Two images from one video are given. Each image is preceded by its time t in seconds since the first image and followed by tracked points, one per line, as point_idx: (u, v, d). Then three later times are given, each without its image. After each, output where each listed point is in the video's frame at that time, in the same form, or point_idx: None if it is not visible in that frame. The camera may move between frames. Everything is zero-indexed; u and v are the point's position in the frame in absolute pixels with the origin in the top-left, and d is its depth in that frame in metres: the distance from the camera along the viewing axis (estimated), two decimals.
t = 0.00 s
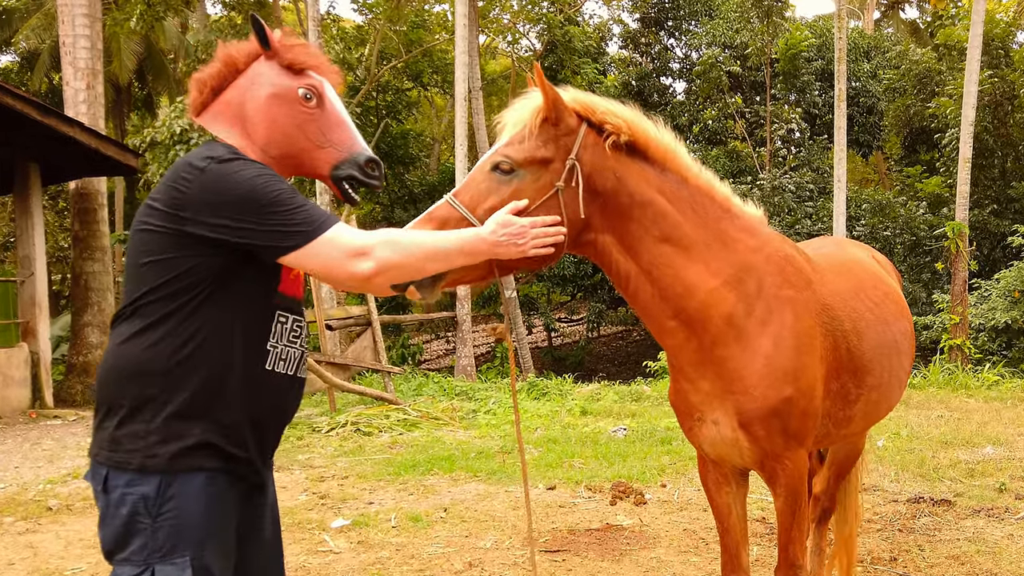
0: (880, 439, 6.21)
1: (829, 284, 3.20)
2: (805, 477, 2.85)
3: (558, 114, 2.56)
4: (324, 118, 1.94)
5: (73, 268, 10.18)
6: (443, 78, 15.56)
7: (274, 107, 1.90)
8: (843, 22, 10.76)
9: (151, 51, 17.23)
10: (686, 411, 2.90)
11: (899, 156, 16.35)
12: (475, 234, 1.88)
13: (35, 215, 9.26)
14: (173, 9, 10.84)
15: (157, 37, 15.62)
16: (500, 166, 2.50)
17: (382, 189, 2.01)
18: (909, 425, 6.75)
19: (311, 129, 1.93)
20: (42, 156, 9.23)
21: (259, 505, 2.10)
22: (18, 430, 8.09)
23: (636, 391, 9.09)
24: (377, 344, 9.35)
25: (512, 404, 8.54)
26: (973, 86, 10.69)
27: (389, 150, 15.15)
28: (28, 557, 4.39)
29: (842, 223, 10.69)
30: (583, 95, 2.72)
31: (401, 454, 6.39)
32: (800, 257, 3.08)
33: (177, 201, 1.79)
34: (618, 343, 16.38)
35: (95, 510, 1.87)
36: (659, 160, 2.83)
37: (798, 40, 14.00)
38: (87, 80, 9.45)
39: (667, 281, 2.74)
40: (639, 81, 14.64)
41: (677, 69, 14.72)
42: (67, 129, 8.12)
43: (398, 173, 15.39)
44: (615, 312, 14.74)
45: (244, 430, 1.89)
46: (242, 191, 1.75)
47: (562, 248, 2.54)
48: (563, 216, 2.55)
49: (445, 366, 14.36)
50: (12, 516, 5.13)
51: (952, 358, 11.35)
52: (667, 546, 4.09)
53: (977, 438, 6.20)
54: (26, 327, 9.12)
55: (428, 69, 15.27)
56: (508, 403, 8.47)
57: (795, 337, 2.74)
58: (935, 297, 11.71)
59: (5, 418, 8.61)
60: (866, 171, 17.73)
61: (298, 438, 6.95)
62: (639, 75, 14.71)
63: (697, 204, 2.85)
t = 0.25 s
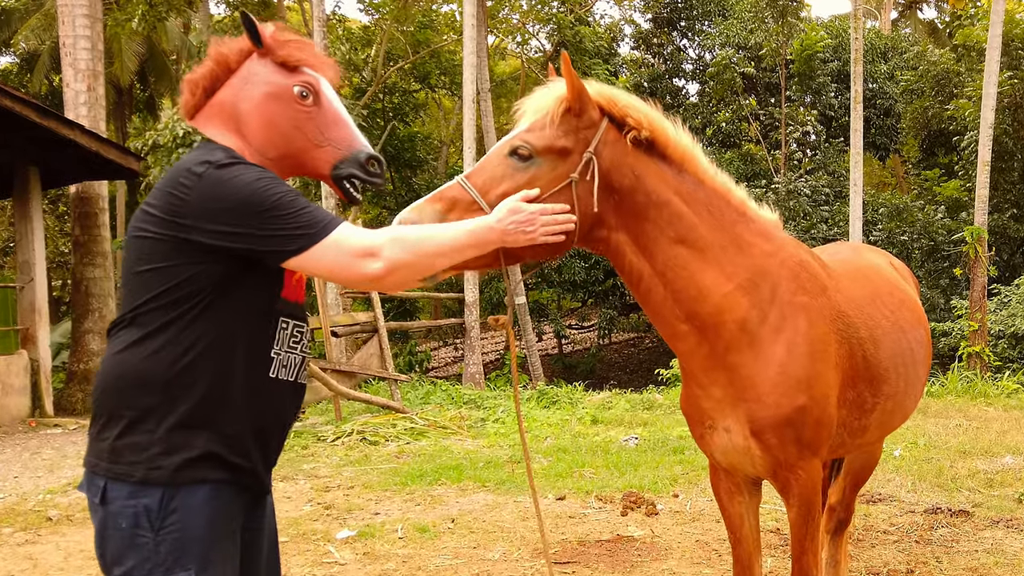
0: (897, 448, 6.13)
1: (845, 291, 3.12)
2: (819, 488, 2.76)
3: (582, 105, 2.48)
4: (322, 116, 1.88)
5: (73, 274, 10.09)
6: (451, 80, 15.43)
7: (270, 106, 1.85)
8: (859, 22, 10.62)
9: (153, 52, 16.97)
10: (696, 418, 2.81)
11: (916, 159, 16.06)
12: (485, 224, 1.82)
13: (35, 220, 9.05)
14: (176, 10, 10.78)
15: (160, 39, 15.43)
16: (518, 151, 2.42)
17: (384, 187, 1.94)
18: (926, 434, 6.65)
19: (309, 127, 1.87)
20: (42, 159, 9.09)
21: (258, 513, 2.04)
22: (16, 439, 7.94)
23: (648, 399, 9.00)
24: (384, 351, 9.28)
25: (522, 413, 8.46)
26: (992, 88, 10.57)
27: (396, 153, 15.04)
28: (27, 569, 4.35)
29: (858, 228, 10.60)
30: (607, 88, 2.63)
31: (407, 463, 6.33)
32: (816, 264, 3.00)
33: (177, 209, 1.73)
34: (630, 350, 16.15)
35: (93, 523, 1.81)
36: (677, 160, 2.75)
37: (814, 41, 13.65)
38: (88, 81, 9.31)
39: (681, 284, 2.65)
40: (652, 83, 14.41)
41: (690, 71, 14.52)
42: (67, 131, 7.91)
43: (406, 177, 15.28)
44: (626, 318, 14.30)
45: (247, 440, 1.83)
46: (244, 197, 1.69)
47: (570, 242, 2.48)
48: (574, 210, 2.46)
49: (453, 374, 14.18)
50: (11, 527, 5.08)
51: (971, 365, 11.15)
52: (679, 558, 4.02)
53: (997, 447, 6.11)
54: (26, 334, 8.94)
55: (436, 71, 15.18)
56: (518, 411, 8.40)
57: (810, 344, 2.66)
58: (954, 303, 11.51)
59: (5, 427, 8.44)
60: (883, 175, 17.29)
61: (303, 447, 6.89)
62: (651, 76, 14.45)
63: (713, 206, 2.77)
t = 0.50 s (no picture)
0: (914, 457, 6.05)
1: (858, 300, 3.04)
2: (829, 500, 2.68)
3: (600, 98, 2.40)
4: (305, 106, 1.84)
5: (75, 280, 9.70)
6: (459, 81, 15.33)
7: (251, 102, 1.80)
8: (876, 22, 10.45)
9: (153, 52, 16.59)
10: (704, 426, 2.74)
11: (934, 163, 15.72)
12: (492, 217, 1.78)
13: (35, 224, 8.69)
14: (177, 10, 10.65)
15: (159, 40, 15.19)
16: (533, 142, 2.34)
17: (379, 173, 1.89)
18: (943, 444, 6.55)
19: (294, 120, 1.83)
20: (42, 163, 8.67)
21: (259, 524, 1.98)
22: (15, 446, 7.61)
23: (659, 408, 8.90)
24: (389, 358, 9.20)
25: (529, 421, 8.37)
26: (1012, 89, 10.43)
27: (402, 156, 14.87)
28: None
29: (875, 233, 10.46)
30: (627, 83, 2.56)
31: (412, 473, 6.26)
32: (828, 271, 2.93)
33: (169, 213, 1.68)
34: (641, 357, 15.98)
35: (88, 536, 1.76)
36: (692, 161, 2.67)
37: (829, 40, 13.06)
38: (88, 82, 8.81)
39: (695, 288, 2.57)
40: (665, 83, 13.86)
41: (703, 72, 13.95)
42: (67, 134, 7.57)
43: (412, 180, 15.13)
44: (637, 325, 14.03)
45: (246, 450, 1.78)
46: (236, 195, 1.64)
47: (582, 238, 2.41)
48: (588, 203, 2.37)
49: (461, 383, 14.03)
50: (8, 538, 4.98)
51: (989, 373, 10.93)
52: (689, 569, 3.96)
53: (1015, 458, 6.01)
54: (25, 341, 8.56)
55: (443, 71, 15.05)
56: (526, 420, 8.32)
57: (821, 353, 2.58)
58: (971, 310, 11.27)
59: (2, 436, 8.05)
60: (901, 178, 16.96)
61: (307, 457, 6.84)
62: (664, 77, 13.90)
63: (727, 209, 2.70)
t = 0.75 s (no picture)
0: (930, 466, 5.99)
1: (871, 307, 2.96)
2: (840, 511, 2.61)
3: (611, 99, 2.34)
4: (289, 99, 1.79)
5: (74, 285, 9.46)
6: (466, 83, 15.29)
7: (234, 101, 1.75)
8: (891, 23, 10.36)
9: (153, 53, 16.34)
10: (713, 435, 2.67)
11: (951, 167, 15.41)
12: (495, 213, 1.72)
13: (34, 228, 8.52)
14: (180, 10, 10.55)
15: (161, 42, 15.03)
16: (543, 143, 2.27)
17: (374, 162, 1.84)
18: (960, 453, 6.48)
19: (280, 114, 1.78)
20: (42, 167, 8.49)
21: (256, 537, 1.92)
22: (14, 456, 7.36)
23: (670, 416, 8.83)
24: (395, 365, 9.15)
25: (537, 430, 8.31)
26: None
27: (408, 159, 14.77)
28: None
29: (890, 238, 10.38)
30: (639, 84, 2.49)
31: (418, 483, 6.20)
32: (841, 278, 2.86)
33: (159, 219, 1.62)
34: (653, 364, 15.89)
35: (78, 549, 1.71)
36: (703, 164, 2.60)
37: (846, 41, 12.74)
38: (88, 85, 8.68)
39: (706, 294, 2.50)
40: (676, 85, 13.71)
41: (716, 74, 13.83)
42: (67, 137, 7.45)
43: (419, 183, 15.04)
44: (648, 331, 13.86)
45: (242, 461, 1.72)
46: (227, 197, 1.59)
47: (595, 240, 2.35)
48: (597, 207, 2.31)
49: (468, 390, 13.92)
50: (6, 548, 4.81)
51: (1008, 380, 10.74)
52: None
53: None
54: (24, 348, 8.37)
55: (451, 73, 15.04)
56: (534, 428, 8.26)
57: (832, 362, 2.52)
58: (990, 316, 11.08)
59: None
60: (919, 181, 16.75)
61: (310, 467, 6.78)
62: (675, 79, 13.77)
63: (739, 213, 2.62)
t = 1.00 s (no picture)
0: (946, 477, 5.98)
1: (886, 311, 2.89)
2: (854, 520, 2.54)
3: (624, 98, 2.28)
4: (312, 121, 1.75)
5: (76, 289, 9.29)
6: (474, 84, 15.22)
7: (256, 108, 1.70)
8: (907, 23, 10.25)
9: (156, 54, 16.18)
10: (723, 442, 2.60)
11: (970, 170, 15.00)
12: (503, 217, 1.66)
13: (33, 233, 8.43)
14: (183, 10, 10.47)
15: (163, 44, 14.95)
16: (551, 141, 2.21)
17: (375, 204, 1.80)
18: (977, 462, 6.47)
19: (297, 134, 1.74)
20: (41, 170, 8.38)
21: (251, 550, 1.87)
22: (13, 464, 7.31)
23: (681, 424, 8.75)
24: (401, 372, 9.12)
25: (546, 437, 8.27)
26: None
27: (415, 162, 14.66)
28: None
29: (906, 242, 10.33)
30: (650, 83, 2.42)
31: (424, 492, 6.15)
32: (855, 281, 2.79)
33: (156, 222, 1.58)
34: (665, 371, 15.80)
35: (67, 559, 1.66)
36: (716, 166, 2.53)
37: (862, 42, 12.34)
38: (88, 86, 8.62)
39: (717, 298, 2.43)
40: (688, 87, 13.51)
41: (729, 75, 13.77)
42: (66, 139, 7.39)
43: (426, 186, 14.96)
44: (660, 338, 13.70)
45: (236, 471, 1.68)
46: (226, 202, 1.54)
47: (603, 243, 2.30)
48: (605, 208, 2.25)
49: (476, 397, 13.84)
50: (3, 559, 4.66)
51: None
52: None
53: None
54: (22, 354, 8.31)
55: (458, 74, 14.97)
56: (543, 436, 8.23)
57: (846, 367, 2.45)
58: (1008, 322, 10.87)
59: None
60: (934, 186, 16.54)
61: (314, 475, 6.74)
62: (687, 81, 13.58)
63: (751, 215, 2.56)
